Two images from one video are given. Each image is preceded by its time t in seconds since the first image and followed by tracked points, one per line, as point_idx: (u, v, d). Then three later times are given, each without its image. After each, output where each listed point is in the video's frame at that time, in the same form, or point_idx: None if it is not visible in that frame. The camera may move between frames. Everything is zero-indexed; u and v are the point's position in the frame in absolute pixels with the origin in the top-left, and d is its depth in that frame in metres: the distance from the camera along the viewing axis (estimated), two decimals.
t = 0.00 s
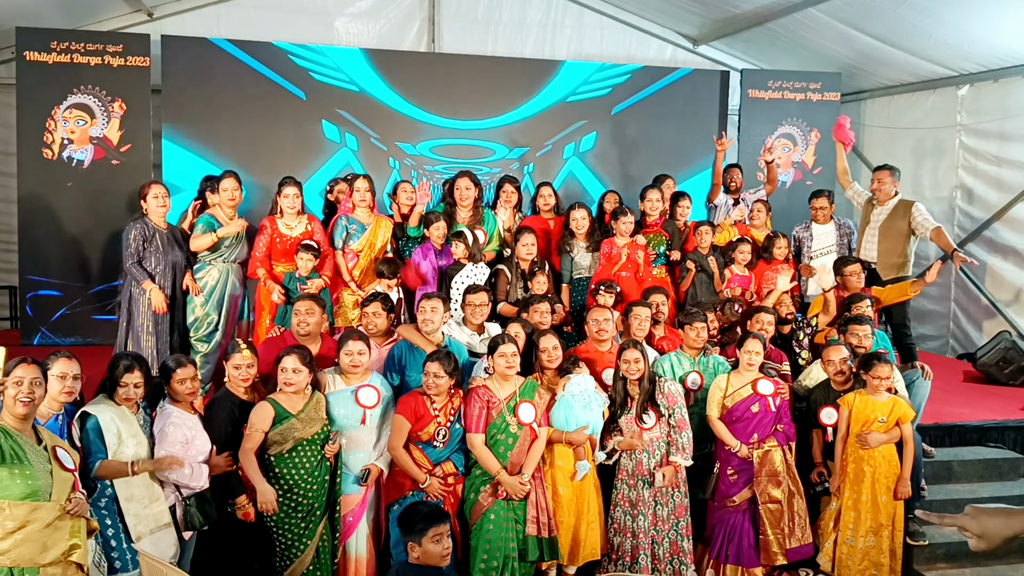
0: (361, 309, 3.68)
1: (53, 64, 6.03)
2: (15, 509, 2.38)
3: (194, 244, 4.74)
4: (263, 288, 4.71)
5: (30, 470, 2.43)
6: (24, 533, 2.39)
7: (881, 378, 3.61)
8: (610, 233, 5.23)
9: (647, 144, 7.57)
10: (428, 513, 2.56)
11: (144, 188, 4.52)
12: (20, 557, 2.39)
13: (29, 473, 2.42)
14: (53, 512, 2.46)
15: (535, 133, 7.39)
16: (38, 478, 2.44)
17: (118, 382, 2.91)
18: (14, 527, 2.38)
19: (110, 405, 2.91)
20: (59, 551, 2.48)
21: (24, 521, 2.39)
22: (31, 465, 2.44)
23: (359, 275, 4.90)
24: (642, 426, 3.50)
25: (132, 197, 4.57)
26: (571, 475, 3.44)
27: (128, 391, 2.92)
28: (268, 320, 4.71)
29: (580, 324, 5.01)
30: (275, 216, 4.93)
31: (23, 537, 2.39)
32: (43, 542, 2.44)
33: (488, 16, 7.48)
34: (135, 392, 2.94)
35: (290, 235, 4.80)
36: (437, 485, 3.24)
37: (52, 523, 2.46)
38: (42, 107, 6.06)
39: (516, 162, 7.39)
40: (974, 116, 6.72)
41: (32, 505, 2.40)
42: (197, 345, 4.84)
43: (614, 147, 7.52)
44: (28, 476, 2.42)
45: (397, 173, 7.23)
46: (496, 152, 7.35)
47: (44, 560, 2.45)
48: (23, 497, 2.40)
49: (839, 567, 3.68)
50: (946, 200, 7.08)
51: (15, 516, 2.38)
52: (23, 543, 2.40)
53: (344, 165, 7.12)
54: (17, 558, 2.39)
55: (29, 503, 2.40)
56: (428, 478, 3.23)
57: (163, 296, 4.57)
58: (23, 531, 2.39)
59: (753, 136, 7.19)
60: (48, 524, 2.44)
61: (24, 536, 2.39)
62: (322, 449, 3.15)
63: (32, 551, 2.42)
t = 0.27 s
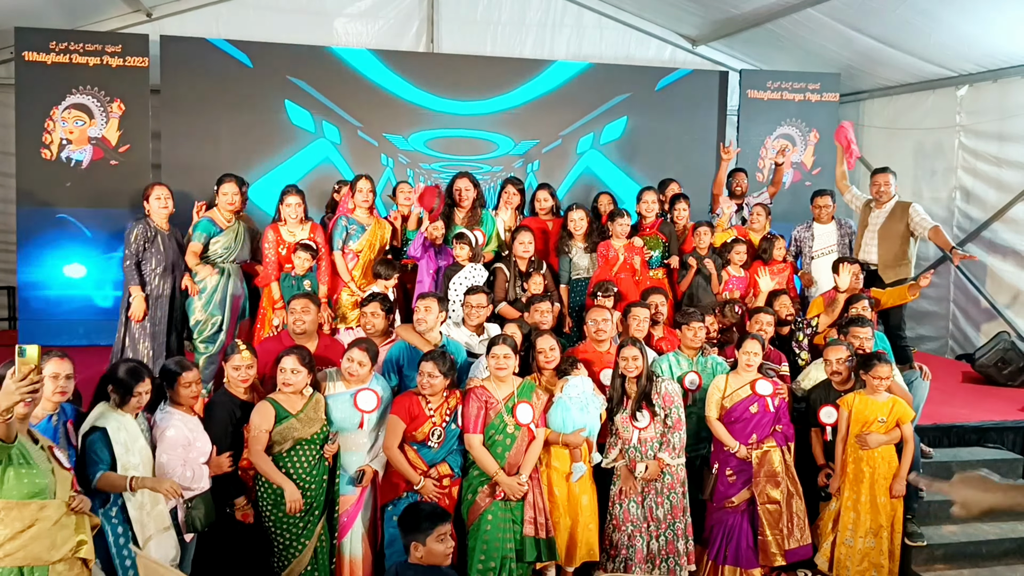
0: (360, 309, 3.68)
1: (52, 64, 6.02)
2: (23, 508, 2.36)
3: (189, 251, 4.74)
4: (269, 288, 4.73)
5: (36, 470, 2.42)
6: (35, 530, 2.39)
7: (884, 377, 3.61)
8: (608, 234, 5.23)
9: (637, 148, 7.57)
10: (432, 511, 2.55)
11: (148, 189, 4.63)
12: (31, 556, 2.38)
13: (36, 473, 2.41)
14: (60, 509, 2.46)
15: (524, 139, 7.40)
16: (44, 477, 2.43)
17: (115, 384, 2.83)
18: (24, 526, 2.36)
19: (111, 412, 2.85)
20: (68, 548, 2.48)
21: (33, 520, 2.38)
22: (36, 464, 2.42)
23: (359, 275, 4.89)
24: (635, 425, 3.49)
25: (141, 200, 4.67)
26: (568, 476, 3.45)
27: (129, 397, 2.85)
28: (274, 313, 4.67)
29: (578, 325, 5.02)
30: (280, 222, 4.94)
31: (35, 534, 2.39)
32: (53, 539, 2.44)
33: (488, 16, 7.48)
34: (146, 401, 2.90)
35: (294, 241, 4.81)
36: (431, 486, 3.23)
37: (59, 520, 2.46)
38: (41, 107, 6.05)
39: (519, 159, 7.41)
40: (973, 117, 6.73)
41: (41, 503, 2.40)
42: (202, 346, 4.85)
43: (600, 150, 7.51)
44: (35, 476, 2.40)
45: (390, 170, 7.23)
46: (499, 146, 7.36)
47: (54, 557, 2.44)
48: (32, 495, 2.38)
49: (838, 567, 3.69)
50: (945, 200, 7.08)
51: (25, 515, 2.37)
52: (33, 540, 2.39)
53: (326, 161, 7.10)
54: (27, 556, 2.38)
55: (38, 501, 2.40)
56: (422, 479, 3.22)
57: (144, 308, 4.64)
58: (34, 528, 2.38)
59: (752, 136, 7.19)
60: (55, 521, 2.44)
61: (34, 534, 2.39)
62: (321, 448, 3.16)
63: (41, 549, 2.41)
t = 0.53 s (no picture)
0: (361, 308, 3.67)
1: (51, 63, 6.01)
2: (30, 507, 2.37)
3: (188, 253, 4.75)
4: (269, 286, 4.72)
5: (41, 468, 2.42)
6: (43, 528, 2.40)
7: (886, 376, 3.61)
8: (608, 233, 5.22)
9: (637, 147, 7.56)
10: (427, 512, 2.47)
11: (149, 189, 4.61)
12: (39, 554, 2.40)
13: (41, 471, 2.41)
14: (66, 506, 2.46)
15: (529, 135, 7.39)
16: (49, 475, 2.43)
17: (124, 394, 2.75)
18: (31, 525, 2.37)
19: (133, 425, 2.77)
20: (74, 546, 2.48)
21: (40, 518, 2.39)
22: (41, 463, 2.42)
23: (360, 274, 4.90)
24: (633, 423, 3.50)
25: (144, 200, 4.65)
26: (569, 478, 3.43)
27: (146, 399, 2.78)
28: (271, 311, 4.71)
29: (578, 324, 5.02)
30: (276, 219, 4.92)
31: (42, 532, 2.40)
32: (60, 537, 2.44)
33: (487, 15, 7.47)
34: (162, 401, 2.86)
35: (291, 238, 4.80)
36: (425, 486, 3.22)
37: (65, 518, 2.46)
38: (41, 106, 6.05)
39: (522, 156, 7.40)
40: (973, 116, 6.73)
41: (47, 501, 2.40)
42: (197, 345, 4.86)
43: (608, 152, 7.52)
44: (40, 474, 2.40)
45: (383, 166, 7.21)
46: (503, 141, 7.35)
47: (62, 555, 2.45)
48: (39, 493, 2.39)
49: (839, 567, 3.69)
50: (945, 199, 7.08)
51: (32, 513, 2.37)
52: (42, 537, 2.40)
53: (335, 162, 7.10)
54: (35, 554, 2.39)
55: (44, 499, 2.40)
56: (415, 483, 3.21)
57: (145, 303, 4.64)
58: (42, 526, 2.39)
59: (753, 135, 7.19)
60: (61, 519, 2.44)
61: (42, 532, 2.40)
62: (322, 447, 3.14)
63: (48, 547, 2.42)
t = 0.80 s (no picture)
0: (364, 307, 3.68)
1: (53, 63, 6.02)
2: (35, 505, 2.38)
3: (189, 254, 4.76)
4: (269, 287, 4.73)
5: (46, 467, 2.43)
6: (47, 528, 2.40)
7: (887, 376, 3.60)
8: (609, 233, 5.22)
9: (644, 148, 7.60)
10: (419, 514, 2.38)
11: (151, 191, 4.62)
12: (42, 553, 2.40)
13: (46, 469, 2.42)
14: (71, 506, 2.46)
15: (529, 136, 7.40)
16: (54, 476, 2.43)
17: (136, 396, 2.74)
18: (35, 525, 2.38)
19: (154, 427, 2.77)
20: (78, 546, 2.48)
21: (44, 518, 2.39)
22: (46, 463, 2.43)
23: (363, 274, 4.89)
24: (640, 423, 3.50)
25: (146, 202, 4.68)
26: (571, 479, 3.43)
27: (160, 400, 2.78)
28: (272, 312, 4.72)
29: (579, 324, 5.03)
30: (277, 219, 4.94)
31: (46, 532, 2.40)
32: (64, 537, 2.44)
33: (489, 15, 7.47)
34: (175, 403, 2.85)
35: (291, 238, 4.81)
36: (432, 486, 3.24)
37: (70, 518, 2.46)
38: (43, 107, 6.06)
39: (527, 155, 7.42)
40: (974, 116, 6.73)
41: (52, 500, 2.41)
42: (197, 344, 4.84)
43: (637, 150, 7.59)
44: (45, 473, 2.41)
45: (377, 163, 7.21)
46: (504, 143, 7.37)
47: (66, 555, 2.44)
48: (43, 493, 2.40)
49: (840, 567, 3.68)
50: (947, 200, 7.08)
51: (37, 513, 2.38)
52: (44, 538, 2.40)
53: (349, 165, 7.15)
54: (38, 554, 2.39)
55: (49, 498, 2.41)
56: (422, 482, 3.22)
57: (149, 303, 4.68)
58: (45, 527, 2.40)
59: (754, 136, 7.19)
60: (66, 518, 2.45)
61: (46, 532, 2.40)
62: (325, 448, 3.17)
63: (52, 547, 2.42)
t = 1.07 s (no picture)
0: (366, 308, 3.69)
1: (54, 64, 6.02)
2: (34, 507, 2.38)
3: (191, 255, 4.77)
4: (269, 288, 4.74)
5: (45, 468, 2.43)
6: (45, 529, 2.40)
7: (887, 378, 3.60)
8: (609, 234, 5.22)
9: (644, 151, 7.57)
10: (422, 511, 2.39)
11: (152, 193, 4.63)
12: (40, 555, 2.40)
13: (45, 471, 2.42)
14: (70, 508, 2.46)
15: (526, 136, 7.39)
16: (53, 476, 2.43)
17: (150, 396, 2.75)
18: (33, 526, 2.38)
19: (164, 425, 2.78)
20: (77, 548, 2.48)
21: (43, 519, 2.39)
22: (45, 464, 2.43)
23: (364, 274, 4.85)
24: (641, 424, 3.50)
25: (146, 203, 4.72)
26: (572, 481, 3.43)
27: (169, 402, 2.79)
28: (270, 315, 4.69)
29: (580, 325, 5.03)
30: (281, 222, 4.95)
31: (43, 534, 2.40)
32: (63, 538, 2.44)
33: (489, 16, 7.47)
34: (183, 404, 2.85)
35: (294, 240, 4.83)
36: (435, 485, 3.24)
37: (69, 520, 2.46)
38: (44, 107, 6.06)
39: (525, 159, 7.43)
40: (974, 117, 6.73)
41: (50, 502, 2.41)
42: (197, 344, 4.79)
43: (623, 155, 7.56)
44: (44, 474, 2.41)
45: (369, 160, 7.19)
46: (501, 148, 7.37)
47: (64, 557, 2.44)
48: (41, 495, 2.39)
49: (841, 569, 3.68)
50: (947, 200, 7.08)
51: (35, 514, 2.38)
52: (42, 540, 2.40)
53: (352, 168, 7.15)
54: (37, 556, 2.39)
55: (48, 500, 2.41)
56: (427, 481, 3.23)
57: (149, 304, 4.67)
58: (43, 528, 2.40)
59: (754, 137, 7.19)
60: (65, 520, 2.45)
61: (44, 534, 2.40)
62: (329, 449, 3.15)
63: (50, 548, 2.42)
